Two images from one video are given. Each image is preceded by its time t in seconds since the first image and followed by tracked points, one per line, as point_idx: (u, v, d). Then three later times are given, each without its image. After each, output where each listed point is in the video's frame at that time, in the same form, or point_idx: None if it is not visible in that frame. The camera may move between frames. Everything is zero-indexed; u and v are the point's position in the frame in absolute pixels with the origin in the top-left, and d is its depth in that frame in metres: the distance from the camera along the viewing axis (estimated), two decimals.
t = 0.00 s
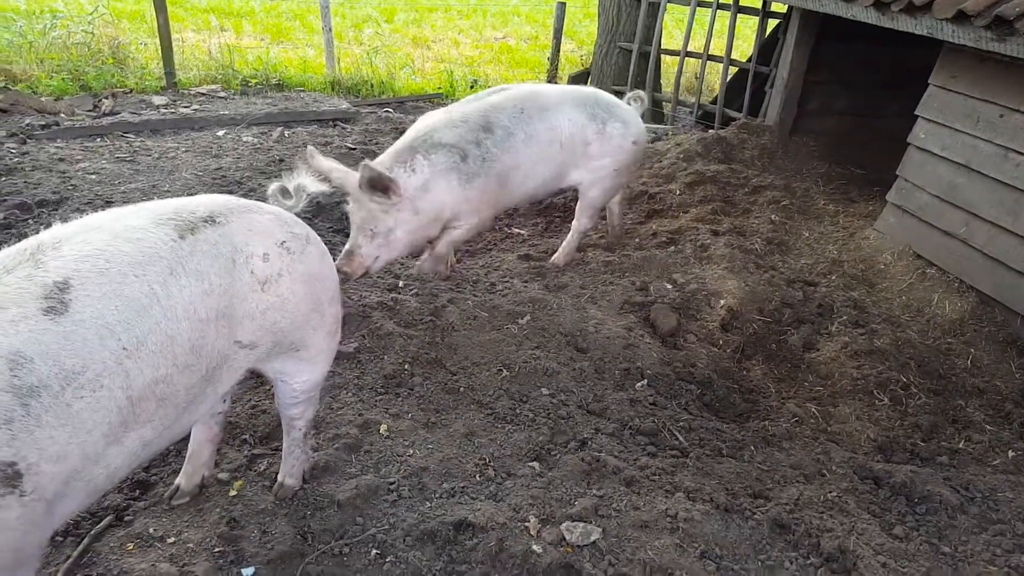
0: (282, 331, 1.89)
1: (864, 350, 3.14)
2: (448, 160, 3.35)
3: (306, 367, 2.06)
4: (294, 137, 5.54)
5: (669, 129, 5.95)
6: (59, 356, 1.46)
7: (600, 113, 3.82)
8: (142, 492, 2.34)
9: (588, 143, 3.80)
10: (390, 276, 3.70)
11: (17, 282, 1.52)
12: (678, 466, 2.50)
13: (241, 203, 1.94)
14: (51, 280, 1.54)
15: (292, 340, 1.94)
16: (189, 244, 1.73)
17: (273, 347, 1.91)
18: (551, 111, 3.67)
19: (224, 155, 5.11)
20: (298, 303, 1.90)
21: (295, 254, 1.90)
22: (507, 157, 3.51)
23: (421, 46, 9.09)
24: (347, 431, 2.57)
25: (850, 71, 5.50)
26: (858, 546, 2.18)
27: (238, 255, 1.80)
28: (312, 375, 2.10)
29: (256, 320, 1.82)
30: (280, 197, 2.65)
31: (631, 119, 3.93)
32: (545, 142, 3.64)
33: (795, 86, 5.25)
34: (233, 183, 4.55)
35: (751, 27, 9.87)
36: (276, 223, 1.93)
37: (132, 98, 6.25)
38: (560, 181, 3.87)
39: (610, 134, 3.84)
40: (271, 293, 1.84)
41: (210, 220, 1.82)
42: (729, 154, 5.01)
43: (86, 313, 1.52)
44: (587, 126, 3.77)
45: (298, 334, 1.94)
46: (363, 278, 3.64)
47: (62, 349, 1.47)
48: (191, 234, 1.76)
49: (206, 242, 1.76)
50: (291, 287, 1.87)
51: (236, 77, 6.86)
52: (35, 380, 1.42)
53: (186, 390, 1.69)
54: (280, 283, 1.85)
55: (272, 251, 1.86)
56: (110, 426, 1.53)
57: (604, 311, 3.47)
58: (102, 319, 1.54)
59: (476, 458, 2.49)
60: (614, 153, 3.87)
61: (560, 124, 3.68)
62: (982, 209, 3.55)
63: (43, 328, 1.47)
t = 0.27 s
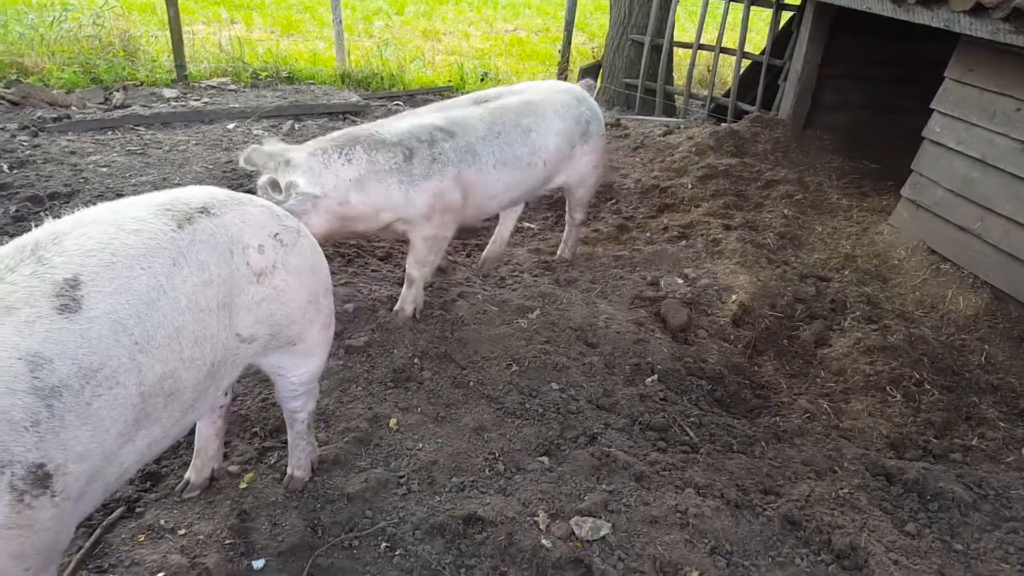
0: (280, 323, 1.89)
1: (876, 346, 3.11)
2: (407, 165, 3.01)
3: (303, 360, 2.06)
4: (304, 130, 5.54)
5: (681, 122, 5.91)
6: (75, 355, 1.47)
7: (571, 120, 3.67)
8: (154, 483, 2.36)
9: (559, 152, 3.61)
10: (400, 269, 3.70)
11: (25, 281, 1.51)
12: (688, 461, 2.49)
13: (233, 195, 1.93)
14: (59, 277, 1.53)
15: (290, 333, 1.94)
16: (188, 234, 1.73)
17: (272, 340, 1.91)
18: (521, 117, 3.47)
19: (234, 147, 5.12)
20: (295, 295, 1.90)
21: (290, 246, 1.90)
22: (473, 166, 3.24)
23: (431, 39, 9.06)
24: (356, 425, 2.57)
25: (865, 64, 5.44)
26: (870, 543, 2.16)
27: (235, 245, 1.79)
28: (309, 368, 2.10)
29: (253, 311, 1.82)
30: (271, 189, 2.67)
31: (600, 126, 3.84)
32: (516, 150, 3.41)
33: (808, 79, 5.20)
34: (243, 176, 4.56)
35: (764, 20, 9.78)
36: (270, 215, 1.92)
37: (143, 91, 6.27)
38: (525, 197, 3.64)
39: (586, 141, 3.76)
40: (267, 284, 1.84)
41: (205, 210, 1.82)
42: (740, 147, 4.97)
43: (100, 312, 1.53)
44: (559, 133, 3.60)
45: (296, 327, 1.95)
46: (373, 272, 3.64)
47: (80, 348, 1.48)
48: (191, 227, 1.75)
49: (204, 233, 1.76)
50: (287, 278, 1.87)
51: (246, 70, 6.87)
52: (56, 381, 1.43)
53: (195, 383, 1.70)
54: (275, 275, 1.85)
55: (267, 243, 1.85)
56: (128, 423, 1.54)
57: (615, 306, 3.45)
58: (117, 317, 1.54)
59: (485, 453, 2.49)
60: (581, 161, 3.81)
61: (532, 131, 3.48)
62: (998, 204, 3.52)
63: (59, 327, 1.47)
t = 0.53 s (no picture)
0: (283, 314, 1.89)
1: (889, 339, 3.09)
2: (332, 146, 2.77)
3: (309, 350, 2.07)
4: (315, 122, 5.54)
5: (692, 113, 5.87)
6: (85, 342, 1.48)
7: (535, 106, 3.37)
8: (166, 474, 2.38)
9: (519, 140, 3.31)
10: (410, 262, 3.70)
11: (27, 274, 1.53)
12: (699, 454, 2.49)
13: (228, 188, 1.94)
14: (60, 268, 1.54)
15: (294, 324, 1.94)
16: (184, 224, 1.74)
17: (276, 330, 1.91)
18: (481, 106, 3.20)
19: (245, 140, 5.12)
20: (296, 284, 1.90)
21: (289, 237, 1.90)
22: (412, 151, 2.95)
23: (441, 30, 9.03)
24: (367, 417, 2.58)
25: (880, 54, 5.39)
26: (883, 537, 2.15)
27: (231, 236, 1.79)
28: (315, 358, 2.11)
29: (255, 303, 1.82)
30: (271, 180, 2.45)
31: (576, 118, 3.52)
32: (466, 135, 3.13)
33: (821, 69, 5.16)
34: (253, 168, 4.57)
35: (777, 9, 9.68)
36: (267, 206, 1.92)
37: (155, 84, 6.29)
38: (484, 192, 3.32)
39: (556, 133, 3.44)
40: (267, 275, 1.84)
41: (202, 202, 1.83)
42: (752, 138, 4.93)
43: (105, 299, 1.54)
44: (519, 118, 3.30)
45: (301, 317, 1.95)
46: (383, 264, 3.64)
47: (88, 335, 1.49)
48: (186, 217, 1.76)
49: (200, 223, 1.76)
50: (287, 269, 1.88)
51: (256, 62, 6.87)
52: (68, 368, 1.44)
53: (203, 371, 1.70)
54: (275, 264, 1.85)
55: (265, 234, 1.86)
56: (142, 411, 1.55)
57: (626, 298, 3.44)
58: (123, 304, 1.55)
59: (495, 444, 2.50)
60: (554, 155, 3.49)
61: (485, 114, 3.19)
62: (1014, 195, 3.49)
63: (65, 316, 1.49)
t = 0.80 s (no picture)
0: (290, 315, 1.88)
1: (910, 339, 3.03)
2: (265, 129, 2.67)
3: (319, 348, 2.06)
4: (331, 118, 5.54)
5: (710, 110, 5.81)
6: (113, 340, 1.49)
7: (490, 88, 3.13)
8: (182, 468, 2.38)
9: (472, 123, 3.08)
10: (425, 258, 3.68)
11: (48, 274, 1.51)
12: (716, 455, 2.45)
13: (238, 187, 1.91)
14: (79, 268, 1.53)
15: (302, 324, 1.93)
16: (193, 230, 1.71)
17: (280, 332, 1.89)
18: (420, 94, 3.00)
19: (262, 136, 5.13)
20: (302, 287, 1.88)
21: (299, 239, 1.87)
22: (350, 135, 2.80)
23: (456, 27, 9.00)
24: (380, 413, 2.56)
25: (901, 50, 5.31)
26: (904, 541, 2.11)
27: (240, 239, 1.77)
28: (326, 355, 2.09)
29: (262, 304, 1.80)
30: (285, 179, 2.23)
31: (543, 103, 3.23)
32: (413, 116, 2.96)
33: (841, 65, 5.10)
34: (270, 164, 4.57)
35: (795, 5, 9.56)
36: (277, 207, 1.90)
37: (173, 81, 6.32)
38: (438, 179, 3.12)
39: (515, 119, 3.13)
40: (275, 278, 1.82)
41: (213, 204, 1.80)
42: (771, 135, 4.87)
43: (130, 299, 1.54)
44: (471, 100, 3.08)
45: (307, 318, 1.94)
46: (397, 260, 3.63)
47: (116, 333, 1.50)
48: (197, 219, 1.74)
49: (210, 227, 1.74)
50: (295, 271, 1.86)
51: (274, 59, 6.89)
52: (101, 363, 1.46)
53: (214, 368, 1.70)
54: (282, 268, 1.83)
55: (274, 237, 1.83)
56: (157, 408, 1.55)
57: (640, 296, 3.40)
58: (147, 304, 1.56)
59: (508, 442, 2.47)
60: (514, 144, 3.15)
61: (433, 96, 3.01)
62: None
63: (92, 315, 1.49)
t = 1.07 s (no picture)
0: (309, 315, 1.89)
1: (935, 359, 2.99)
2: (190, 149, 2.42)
3: (337, 346, 2.06)
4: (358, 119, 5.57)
5: (736, 120, 5.77)
6: (147, 336, 1.49)
7: (460, 104, 2.90)
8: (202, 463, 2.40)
9: (439, 141, 2.86)
10: (446, 262, 3.68)
11: (80, 272, 1.51)
12: (735, 471, 2.43)
13: (260, 188, 1.92)
14: (110, 266, 1.53)
15: (322, 323, 1.94)
16: (219, 229, 1.72)
17: (302, 328, 1.91)
18: (380, 96, 2.77)
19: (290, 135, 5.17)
20: (322, 287, 1.88)
21: (320, 239, 1.88)
22: (294, 158, 2.57)
23: (484, 31, 9.03)
24: (398, 415, 2.57)
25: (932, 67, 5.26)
26: (924, 565, 2.08)
27: (262, 240, 1.78)
28: (346, 353, 2.10)
29: (282, 304, 1.83)
30: (305, 179, 2.24)
31: (521, 113, 3.01)
32: (370, 137, 2.70)
33: (872, 78, 5.05)
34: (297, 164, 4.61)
35: (825, 18, 9.49)
36: (298, 207, 1.90)
37: (203, 78, 6.39)
38: (403, 204, 2.90)
39: (495, 130, 2.95)
40: (296, 278, 1.83)
41: (236, 204, 1.81)
42: (798, 147, 4.83)
43: (159, 297, 1.54)
44: (438, 118, 2.85)
45: (327, 318, 1.94)
46: (419, 262, 3.63)
47: (149, 328, 1.50)
48: (221, 220, 1.74)
49: (234, 228, 1.74)
50: (315, 272, 1.86)
51: (303, 60, 6.96)
52: (134, 358, 1.46)
53: (236, 367, 1.73)
54: (304, 267, 1.84)
55: (295, 237, 1.84)
56: (188, 401, 1.56)
57: (662, 306, 3.38)
58: (176, 303, 1.56)
59: (526, 450, 2.47)
60: (497, 157, 2.98)
61: (394, 115, 2.75)
62: None
63: (124, 312, 1.49)
